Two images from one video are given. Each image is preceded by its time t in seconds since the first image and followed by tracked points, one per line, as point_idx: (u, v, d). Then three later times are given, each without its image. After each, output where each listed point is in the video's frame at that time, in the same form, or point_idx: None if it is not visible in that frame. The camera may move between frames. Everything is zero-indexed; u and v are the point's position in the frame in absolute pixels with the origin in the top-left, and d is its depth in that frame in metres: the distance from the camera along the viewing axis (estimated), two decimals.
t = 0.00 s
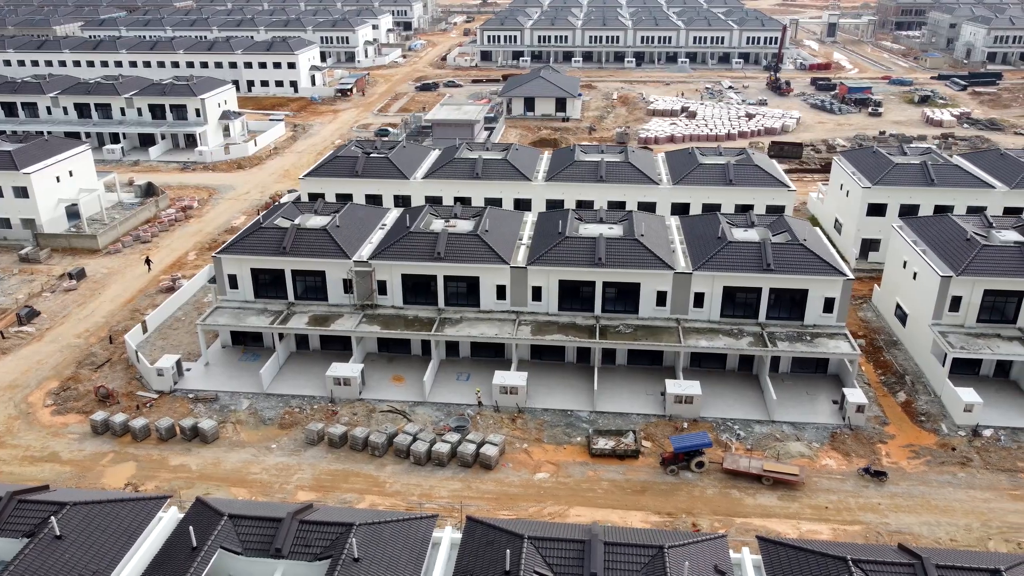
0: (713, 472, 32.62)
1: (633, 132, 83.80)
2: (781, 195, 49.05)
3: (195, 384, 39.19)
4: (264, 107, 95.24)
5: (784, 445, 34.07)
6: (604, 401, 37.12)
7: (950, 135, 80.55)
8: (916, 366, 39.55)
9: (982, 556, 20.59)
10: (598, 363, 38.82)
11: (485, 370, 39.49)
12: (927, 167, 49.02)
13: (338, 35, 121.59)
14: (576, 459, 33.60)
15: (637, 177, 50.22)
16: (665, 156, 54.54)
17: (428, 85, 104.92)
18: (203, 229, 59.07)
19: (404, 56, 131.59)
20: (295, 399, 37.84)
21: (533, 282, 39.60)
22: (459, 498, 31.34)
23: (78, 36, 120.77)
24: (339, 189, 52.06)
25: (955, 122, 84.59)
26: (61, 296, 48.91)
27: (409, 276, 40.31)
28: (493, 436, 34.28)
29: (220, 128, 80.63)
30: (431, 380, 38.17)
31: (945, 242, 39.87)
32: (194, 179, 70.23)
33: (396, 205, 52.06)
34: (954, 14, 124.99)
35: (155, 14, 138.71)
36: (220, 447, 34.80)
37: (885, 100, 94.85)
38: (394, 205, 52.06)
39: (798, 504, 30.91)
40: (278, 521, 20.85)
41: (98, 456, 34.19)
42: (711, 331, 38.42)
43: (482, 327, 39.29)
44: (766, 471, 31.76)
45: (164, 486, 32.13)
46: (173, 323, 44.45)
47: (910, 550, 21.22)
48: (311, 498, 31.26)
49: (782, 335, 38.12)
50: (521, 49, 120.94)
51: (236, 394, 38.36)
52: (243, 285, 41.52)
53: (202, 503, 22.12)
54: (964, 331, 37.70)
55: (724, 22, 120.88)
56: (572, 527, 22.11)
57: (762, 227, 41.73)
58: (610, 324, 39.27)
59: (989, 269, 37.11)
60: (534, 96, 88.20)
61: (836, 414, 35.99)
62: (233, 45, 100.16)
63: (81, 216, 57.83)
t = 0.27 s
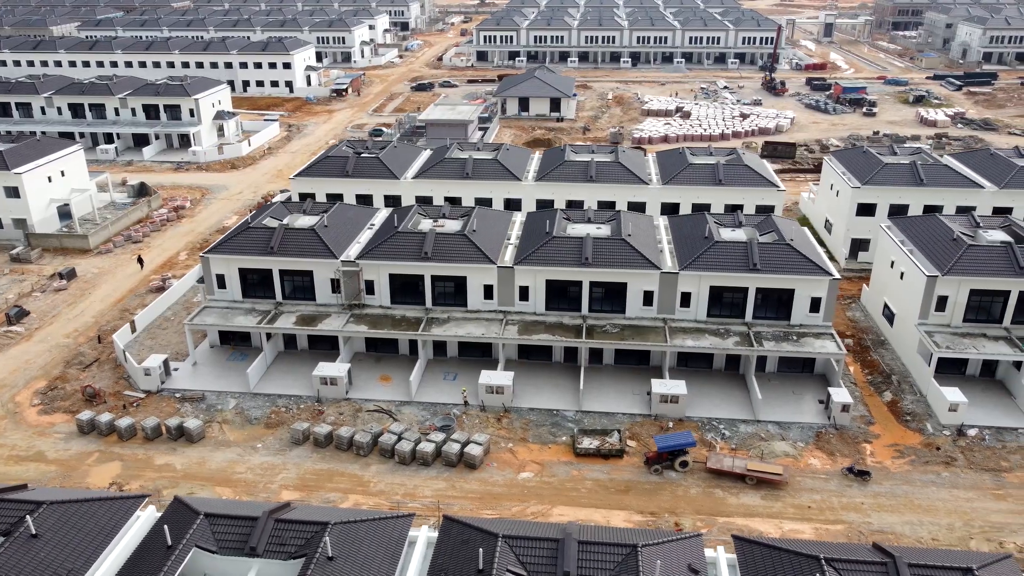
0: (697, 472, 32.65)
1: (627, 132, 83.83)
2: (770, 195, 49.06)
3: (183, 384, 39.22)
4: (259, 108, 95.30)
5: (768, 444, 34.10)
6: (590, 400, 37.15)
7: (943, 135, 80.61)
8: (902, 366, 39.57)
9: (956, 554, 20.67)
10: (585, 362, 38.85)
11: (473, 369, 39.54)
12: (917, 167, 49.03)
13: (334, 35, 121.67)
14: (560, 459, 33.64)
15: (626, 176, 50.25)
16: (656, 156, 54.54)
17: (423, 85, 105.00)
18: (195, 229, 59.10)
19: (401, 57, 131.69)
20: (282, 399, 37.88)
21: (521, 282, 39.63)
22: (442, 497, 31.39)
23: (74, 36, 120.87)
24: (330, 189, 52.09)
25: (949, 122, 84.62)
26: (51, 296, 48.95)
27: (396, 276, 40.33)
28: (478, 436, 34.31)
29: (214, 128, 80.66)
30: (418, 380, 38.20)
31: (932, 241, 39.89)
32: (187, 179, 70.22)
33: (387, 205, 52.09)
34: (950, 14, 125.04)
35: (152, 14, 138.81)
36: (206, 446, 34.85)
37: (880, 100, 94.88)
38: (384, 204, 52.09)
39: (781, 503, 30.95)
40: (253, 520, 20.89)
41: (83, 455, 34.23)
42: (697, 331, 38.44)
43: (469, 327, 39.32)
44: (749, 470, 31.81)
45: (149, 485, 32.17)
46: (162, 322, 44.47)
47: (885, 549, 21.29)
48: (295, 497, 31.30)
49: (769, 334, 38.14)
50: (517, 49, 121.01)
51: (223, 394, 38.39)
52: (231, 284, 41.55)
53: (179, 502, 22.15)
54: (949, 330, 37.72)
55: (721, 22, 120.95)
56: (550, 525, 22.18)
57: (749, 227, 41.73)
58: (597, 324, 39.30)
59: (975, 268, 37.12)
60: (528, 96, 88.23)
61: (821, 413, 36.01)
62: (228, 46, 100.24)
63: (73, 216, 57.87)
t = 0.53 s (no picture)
0: (678, 471, 32.68)
1: (620, 132, 83.89)
2: (758, 195, 49.06)
3: (168, 384, 39.24)
4: (254, 108, 95.38)
5: (751, 444, 34.11)
6: (574, 400, 37.18)
7: (936, 135, 80.68)
8: (887, 365, 39.60)
9: (925, 553, 20.71)
10: (570, 362, 38.88)
11: (457, 369, 39.57)
12: (905, 167, 49.04)
13: (330, 35, 121.79)
14: (543, 458, 33.67)
15: (615, 177, 50.27)
16: (645, 156, 54.55)
17: (418, 85, 105.07)
18: (185, 229, 59.14)
19: (396, 57, 131.79)
20: (266, 399, 37.90)
21: (506, 282, 39.65)
22: (423, 497, 31.42)
23: (70, 36, 121.00)
24: (318, 189, 52.11)
25: (942, 122, 84.64)
26: (39, 296, 49.00)
27: (382, 276, 40.36)
28: (461, 435, 34.35)
29: (207, 128, 80.69)
30: (402, 380, 38.22)
31: (917, 241, 39.90)
32: (179, 179, 70.22)
33: (376, 205, 52.10)
34: (946, 15, 125.09)
35: (149, 15, 138.96)
36: (189, 446, 34.88)
37: (874, 100, 94.91)
38: (373, 204, 52.11)
39: (761, 503, 30.96)
40: (225, 518, 20.93)
41: (66, 455, 34.27)
42: (682, 331, 38.45)
43: (454, 326, 39.34)
44: (730, 469, 31.83)
45: (130, 485, 32.21)
46: (149, 322, 44.49)
47: (856, 548, 21.32)
48: (276, 497, 31.34)
49: (753, 334, 38.15)
50: (512, 49, 121.12)
51: (208, 394, 38.41)
52: (217, 284, 41.56)
53: (153, 501, 22.19)
54: (934, 330, 37.73)
55: (716, 22, 121.02)
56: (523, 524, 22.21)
57: (735, 227, 41.72)
58: (582, 324, 39.32)
59: (959, 268, 37.14)
60: (522, 96, 88.27)
61: (805, 413, 36.03)
62: (223, 46, 100.32)
63: (63, 216, 57.92)
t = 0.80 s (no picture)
0: (658, 471, 32.71)
1: (612, 132, 83.95)
2: (745, 195, 49.07)
3: (151, 383, 39.30)
4: (247, 108, 95.43)
5: (731, 444, 34.16)
6: (556, 400, 37.23)
7: (927, 136, 80.75)
8: (870, 365, 39.64)
9: (891, 553, 20.74)
10: (552, 362, 38.94)
11: (440, 369, 39.61)
12: (891, 167, 49.07)
13: (325, 35, 121.89)
14: (523, 458, 33.71)
15: (601, 176, 50.30)
16: (632, 156, 54.56)
17: (412, 85, 105.14)
18: (174, 229, 59.17)
19: (392, 57, 131.86)
20: (249, 399, 37.95)
21: (489, 282, 39.69)
22: (402, 496, 31.47)
23: (65, 36, 121.07)
24: (306, 189, 52.15)
25: (934, 122, 84.69)
26: (26, 296, 49.02)
27: (365, 276, 40.38)
28: (441, 435, 34.39)
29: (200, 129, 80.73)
30: (385, 379, 38.27)
31: (900, 241, 39.91)
32: (170, 180, 70.19)
33: (363, 205, 52.13)
34: (941, 15, 125.16)
35: (144, 15, 138.98)
36: (170, 445, 34.92)
37: (867, 100, 94.97)
38: (360, 205, 52.15)
39: (739, 503, 31.00)
40: (193, 518, 20.96)
41: (47, 455, 34.32)
42: (664, 331, 38.49)
43: (437, 326, 39.37)
44: (709, 469, 31.89)
45: (110, 485, 32.25)
46: (134, 322, 44.53)
47: (823, 548, 21.37)
48: (255, 496, 31.38)
49: (735, 334, 38.19)
50: (507, 49, 121.22)
51: (190, 394, 38.46)
52: (201, 284, 41.61)
53: (123, 500, 22.24)
54: (916, 330, 37.74)
55: (710, 23, 121.09)
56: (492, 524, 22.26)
57: (719, 227, 41.74)
58: (565, 324, 39.35)
59: (941, 267, 37.17)
60: (514, 97, 88.30)
61: (786, 413, 36.07)
62: (216, 46, 100.39)
63: (52, 216, 57.95)
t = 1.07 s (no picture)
0: (635, 471, 32.76)
1: (604, 132, 84.01)
2: (729, 195, 49.14)
3: (132, 383, 39.34)
4: (240, 108, 95.54)
5: (709, 444, 34.20)
6: (536, 401, 37.27)
7: (918, 136, 80.83)
8: (851, 365, 39.68)
9: (854, 553, 20.78)
10: (533, 363, 38.99)
11: (422, 369, 39.66)
12: (876, 168, 49.08)
13: (320, 35, 122.01)
14: (501, 458, 33.75)
15: (587, 177, 50.34)
16: (619, 156, 54.59)
17: (406, 86, 105.22)
18: (162, 229, 59.25)
19: (387, 57, 131.98)
20: (229, 399, 38.00)
21: (470, 282, 39.72)
22: (379, 496, 31.52)
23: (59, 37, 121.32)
24: (292, 190, 52.20)
25: (926, 122, 84.73)
26: (12, 296, 49.08)
27: (347, 276, 40.42)
28: (420, 435, 34.44)
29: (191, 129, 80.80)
30: (366, 379, 38.32)
31: (881, 241, 39.95)
32: (160, 180, 70.25)
33: (349, 205, 52.19)
34: (935, 15, 125.23)
35: (140, 15, 139.16)
36: (150, 445, 34.97)
37: (859, 100, 95.03)
38: (347, 205, 52.21)
39: (715, 502, 31.03)
40: (159, 517, 21.05)
41: (27, 454, 34.37)
42: (645, 331, 38.55)
43: (419, 326, 39.43)
44: (685, 469, 31.93)
45: (88, 485, 32.30)
46: (118, 323, 44.57)
47: (787, 547, 21.42)
48: (232, 496, 31.42)
49: (716, 334, 38.23)
50: (501, 49, 121.32)
51: (172, 393, 38.51)
52: (183, 284, 41.65)
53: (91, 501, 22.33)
54: (896, 330, 37.78)
55: (705, 23, 121.18)
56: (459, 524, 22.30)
57: (701, 227, 41.78)
58: (546, 324, 39.40)
59: (921, 268, 37.21)
60: (506, 97, 88.35)
61: (765, 413, 36.11)
62: (210, 46, 100.48)
63: (40, 216, 58.02)
